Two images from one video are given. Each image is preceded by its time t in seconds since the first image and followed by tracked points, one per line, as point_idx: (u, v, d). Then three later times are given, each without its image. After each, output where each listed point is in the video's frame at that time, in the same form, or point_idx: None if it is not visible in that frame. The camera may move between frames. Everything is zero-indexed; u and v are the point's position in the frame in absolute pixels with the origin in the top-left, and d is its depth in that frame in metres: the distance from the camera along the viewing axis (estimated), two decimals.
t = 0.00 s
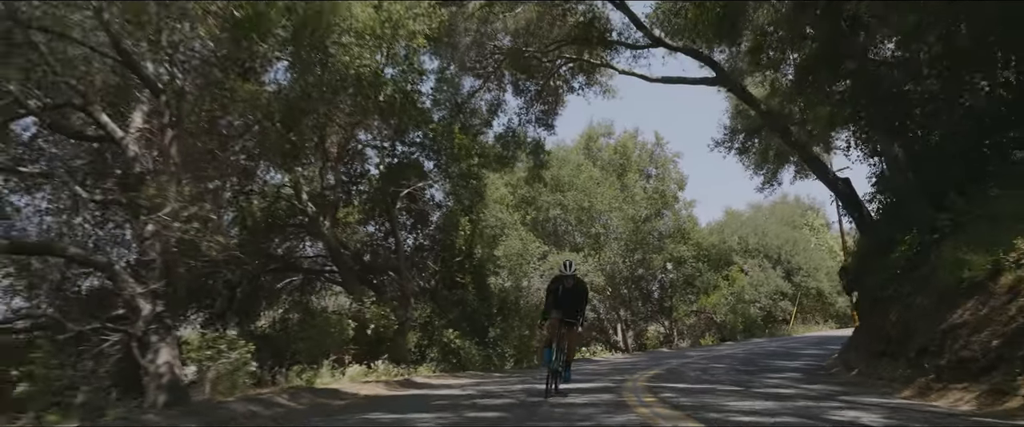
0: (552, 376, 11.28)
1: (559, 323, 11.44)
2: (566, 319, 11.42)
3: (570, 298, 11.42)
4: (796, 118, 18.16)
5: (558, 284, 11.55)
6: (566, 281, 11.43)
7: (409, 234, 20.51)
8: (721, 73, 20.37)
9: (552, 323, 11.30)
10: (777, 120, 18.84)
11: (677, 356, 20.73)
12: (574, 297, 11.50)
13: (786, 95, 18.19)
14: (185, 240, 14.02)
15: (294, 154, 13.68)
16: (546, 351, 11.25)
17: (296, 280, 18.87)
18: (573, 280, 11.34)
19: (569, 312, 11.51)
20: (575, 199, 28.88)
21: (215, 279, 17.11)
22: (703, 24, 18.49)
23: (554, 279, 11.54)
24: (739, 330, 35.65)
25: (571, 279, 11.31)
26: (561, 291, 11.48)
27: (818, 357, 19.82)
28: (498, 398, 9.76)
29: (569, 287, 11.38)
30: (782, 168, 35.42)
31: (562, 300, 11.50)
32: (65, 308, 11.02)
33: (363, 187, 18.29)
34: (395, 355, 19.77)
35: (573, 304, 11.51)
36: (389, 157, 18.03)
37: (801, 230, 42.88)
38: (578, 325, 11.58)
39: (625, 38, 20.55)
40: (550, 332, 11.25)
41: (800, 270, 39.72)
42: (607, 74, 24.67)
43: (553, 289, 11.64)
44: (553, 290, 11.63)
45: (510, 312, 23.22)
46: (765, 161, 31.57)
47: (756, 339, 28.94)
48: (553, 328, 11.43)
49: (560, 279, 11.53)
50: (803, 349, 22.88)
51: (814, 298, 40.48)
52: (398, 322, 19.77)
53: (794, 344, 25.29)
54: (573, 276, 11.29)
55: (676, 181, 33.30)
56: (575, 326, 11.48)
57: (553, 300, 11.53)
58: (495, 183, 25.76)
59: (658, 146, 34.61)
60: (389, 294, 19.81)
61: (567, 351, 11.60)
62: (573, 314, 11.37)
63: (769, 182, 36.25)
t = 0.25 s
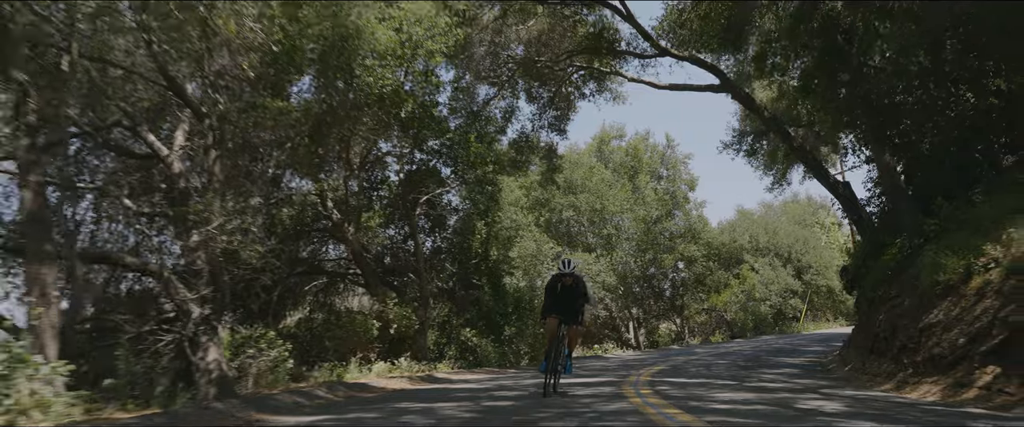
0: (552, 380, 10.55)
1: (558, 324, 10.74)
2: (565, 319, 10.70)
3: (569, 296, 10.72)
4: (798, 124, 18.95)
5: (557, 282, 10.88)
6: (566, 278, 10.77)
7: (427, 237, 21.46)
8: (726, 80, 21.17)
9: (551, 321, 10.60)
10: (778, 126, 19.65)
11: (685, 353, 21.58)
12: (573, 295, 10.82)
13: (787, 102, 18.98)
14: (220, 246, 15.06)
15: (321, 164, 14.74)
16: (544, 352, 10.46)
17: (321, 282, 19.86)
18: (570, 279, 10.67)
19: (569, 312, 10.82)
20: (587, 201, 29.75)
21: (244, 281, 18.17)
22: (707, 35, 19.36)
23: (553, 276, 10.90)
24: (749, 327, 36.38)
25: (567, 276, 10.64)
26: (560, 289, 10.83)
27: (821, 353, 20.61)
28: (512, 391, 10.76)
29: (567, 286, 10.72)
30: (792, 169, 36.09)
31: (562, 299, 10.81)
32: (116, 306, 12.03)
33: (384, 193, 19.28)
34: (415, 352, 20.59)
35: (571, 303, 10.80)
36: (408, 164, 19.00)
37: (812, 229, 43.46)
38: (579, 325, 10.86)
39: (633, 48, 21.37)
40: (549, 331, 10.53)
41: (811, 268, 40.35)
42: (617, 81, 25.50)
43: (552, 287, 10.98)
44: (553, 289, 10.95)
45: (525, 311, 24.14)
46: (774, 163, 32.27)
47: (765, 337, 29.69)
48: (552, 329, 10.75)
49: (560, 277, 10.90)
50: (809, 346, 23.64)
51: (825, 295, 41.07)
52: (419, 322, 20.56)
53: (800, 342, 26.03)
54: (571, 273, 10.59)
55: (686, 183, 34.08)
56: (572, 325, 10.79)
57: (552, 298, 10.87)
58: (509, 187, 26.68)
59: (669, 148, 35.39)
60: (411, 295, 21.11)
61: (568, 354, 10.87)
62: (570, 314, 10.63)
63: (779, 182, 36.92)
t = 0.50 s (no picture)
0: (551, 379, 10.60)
1: (558, 324, 10.64)
2: (563, 318, 10.59)
3: (568, 295, 10.59)
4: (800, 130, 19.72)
5: (557, 281, 10.71)
6: (567, 276, 10.61)
7: (446, 239, 22.38)
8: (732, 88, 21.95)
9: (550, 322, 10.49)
10: (782, 133, 20.45)
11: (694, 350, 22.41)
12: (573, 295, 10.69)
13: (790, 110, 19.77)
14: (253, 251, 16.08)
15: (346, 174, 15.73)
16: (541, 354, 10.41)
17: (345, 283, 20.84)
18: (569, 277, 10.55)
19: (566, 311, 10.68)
20: (600, 204, 30.58)
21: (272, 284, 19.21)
22: (712, 45, 20.16)
23: (554, 274, 10.72)
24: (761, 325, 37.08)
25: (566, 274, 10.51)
26: (560, 287, 10.67)
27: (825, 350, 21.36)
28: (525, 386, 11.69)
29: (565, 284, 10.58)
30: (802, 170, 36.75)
31: (562, 298, 10.68)
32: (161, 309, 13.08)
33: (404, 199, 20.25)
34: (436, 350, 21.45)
35: (571, 302, 10.68)
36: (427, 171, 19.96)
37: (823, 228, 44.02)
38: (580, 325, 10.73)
39: (642, 57, 22.20)
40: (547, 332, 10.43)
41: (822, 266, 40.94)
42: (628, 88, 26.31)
43: (552, 285, 10.81)
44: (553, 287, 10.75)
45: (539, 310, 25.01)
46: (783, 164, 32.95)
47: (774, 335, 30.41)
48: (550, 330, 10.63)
49: (561, 275, 10.72)
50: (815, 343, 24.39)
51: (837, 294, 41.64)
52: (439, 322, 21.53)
53: (808, 340, 26.75)
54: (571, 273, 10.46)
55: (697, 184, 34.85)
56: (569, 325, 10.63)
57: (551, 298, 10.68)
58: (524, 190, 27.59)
59: (681, 150, 36.17)
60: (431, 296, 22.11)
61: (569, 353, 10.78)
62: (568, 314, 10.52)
63: (789, 182, 37.56)
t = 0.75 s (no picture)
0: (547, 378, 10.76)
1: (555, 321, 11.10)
2: (561, 315, 11.08)
3: (567, 293, 11.10)
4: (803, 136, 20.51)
5: (555, 279, 11.20)
6: (565, 275, 11.08)
7: (462, 242, 23.53)
8: (737, 95, 22.76)
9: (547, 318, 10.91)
10: (785, 138, 21.26)
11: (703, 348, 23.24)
12: (569, 291, 11.17)
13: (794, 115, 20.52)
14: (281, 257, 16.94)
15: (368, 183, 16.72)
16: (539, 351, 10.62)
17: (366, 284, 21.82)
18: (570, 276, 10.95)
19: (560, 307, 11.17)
20: (612, 206, 31.45)
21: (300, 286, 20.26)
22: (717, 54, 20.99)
23: (552, 273, 11.25)
24: (770, 323, 37.83)
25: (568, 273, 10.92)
26: (558, 286, 11.18)
27: (828, 347, 22.14)
28: (535, 381, 12.58)
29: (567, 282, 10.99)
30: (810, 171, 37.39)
31: (560, 296, 11.17)
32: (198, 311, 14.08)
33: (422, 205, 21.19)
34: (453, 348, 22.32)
35: (570, 299, 11.16)
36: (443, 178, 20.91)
37: (833, 228, 44.63)
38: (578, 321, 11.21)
39: (650, 66, 23.05)
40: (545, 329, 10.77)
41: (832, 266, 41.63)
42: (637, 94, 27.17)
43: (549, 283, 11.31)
44: (553, 285, 11.27)
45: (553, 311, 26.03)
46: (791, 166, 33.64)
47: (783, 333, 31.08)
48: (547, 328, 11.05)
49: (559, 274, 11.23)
50: (820, 341, 25.14)
51: (846, 292, 42.28)
52: (456, 322, 22.50)
53: (814, 337, 27.43)
54: (571, 271, 10.90)
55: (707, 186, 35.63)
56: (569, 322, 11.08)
57: (551, 296, 11.17)
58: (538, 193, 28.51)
59: (691, 152, 36.96)
60: (448, 296, 23.11)
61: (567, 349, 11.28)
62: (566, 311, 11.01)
63: (798, 183, 38.21)
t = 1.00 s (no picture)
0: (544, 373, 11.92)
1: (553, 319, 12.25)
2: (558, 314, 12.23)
3: (565, 292, 12.28)
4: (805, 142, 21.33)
5: (553, 278, 12.48)
6: (564, 276, 12.33)
7: (476, 245, 24.49)
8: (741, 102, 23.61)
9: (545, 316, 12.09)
10: (787, 144, 22.10)
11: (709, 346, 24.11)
12: (566, 290, 12.34)
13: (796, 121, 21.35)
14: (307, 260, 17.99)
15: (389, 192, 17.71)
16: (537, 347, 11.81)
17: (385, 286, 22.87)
18: (571, 277, 12.09)
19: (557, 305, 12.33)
20: (622, 208, 32.35)
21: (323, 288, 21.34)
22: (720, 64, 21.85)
23: (549, 273, 12.56)
24: (778, 322, 38.58)
25: (570, 275, 12.04)
26: (555, 284, 12.47)
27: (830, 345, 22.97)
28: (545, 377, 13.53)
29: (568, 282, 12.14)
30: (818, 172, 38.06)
31: (558, 295, 12.37)
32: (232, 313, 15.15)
33: (439, 210, 22.18)
34: (470, 348, 23.86)
35: (567, 299, 12.35)
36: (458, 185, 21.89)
37: (843, 228, 45.24)
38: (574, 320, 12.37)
39: (656, 75, 23.93)
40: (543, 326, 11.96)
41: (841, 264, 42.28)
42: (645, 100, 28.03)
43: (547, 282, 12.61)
44: (550, 285, 12.55)
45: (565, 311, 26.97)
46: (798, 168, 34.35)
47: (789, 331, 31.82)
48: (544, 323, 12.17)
49: (556, 274, 12.51)
50: (824, 339, 25.94)
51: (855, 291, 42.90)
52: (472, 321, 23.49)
53: (818, 336, 28.20)
54: (570, 272, 12.12)
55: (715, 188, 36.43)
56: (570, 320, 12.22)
57: (550, 293, 12.43)
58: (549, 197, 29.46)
59: (700, 154, 37.75)
60: (463, 297, 24.12)
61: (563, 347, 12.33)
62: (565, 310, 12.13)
63: (806, 184, 38.89)
